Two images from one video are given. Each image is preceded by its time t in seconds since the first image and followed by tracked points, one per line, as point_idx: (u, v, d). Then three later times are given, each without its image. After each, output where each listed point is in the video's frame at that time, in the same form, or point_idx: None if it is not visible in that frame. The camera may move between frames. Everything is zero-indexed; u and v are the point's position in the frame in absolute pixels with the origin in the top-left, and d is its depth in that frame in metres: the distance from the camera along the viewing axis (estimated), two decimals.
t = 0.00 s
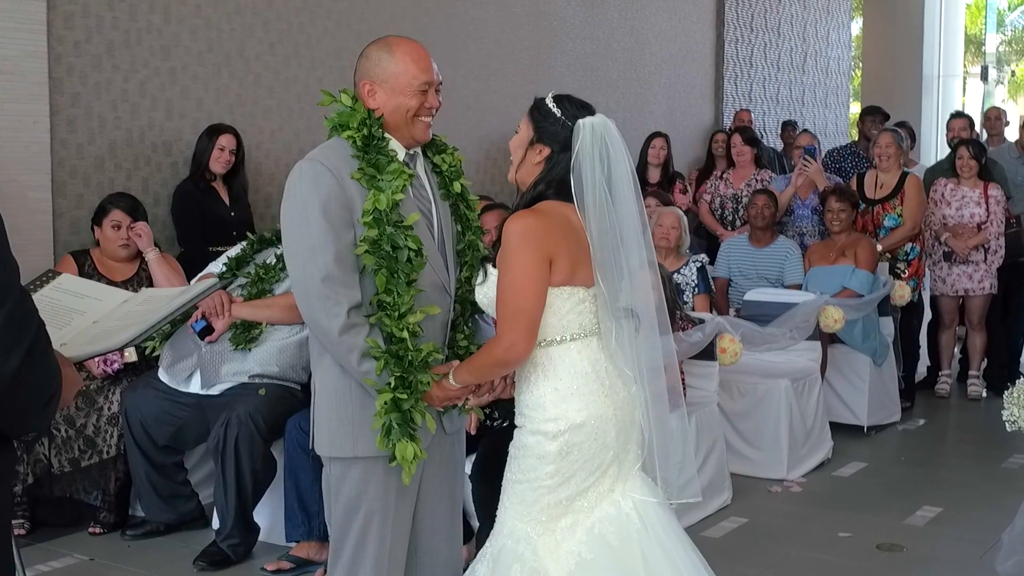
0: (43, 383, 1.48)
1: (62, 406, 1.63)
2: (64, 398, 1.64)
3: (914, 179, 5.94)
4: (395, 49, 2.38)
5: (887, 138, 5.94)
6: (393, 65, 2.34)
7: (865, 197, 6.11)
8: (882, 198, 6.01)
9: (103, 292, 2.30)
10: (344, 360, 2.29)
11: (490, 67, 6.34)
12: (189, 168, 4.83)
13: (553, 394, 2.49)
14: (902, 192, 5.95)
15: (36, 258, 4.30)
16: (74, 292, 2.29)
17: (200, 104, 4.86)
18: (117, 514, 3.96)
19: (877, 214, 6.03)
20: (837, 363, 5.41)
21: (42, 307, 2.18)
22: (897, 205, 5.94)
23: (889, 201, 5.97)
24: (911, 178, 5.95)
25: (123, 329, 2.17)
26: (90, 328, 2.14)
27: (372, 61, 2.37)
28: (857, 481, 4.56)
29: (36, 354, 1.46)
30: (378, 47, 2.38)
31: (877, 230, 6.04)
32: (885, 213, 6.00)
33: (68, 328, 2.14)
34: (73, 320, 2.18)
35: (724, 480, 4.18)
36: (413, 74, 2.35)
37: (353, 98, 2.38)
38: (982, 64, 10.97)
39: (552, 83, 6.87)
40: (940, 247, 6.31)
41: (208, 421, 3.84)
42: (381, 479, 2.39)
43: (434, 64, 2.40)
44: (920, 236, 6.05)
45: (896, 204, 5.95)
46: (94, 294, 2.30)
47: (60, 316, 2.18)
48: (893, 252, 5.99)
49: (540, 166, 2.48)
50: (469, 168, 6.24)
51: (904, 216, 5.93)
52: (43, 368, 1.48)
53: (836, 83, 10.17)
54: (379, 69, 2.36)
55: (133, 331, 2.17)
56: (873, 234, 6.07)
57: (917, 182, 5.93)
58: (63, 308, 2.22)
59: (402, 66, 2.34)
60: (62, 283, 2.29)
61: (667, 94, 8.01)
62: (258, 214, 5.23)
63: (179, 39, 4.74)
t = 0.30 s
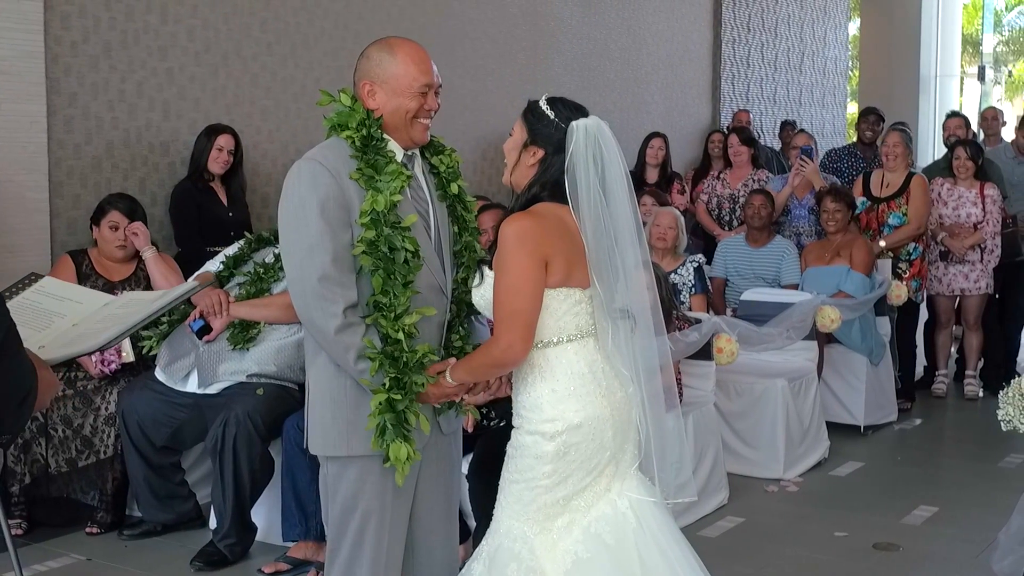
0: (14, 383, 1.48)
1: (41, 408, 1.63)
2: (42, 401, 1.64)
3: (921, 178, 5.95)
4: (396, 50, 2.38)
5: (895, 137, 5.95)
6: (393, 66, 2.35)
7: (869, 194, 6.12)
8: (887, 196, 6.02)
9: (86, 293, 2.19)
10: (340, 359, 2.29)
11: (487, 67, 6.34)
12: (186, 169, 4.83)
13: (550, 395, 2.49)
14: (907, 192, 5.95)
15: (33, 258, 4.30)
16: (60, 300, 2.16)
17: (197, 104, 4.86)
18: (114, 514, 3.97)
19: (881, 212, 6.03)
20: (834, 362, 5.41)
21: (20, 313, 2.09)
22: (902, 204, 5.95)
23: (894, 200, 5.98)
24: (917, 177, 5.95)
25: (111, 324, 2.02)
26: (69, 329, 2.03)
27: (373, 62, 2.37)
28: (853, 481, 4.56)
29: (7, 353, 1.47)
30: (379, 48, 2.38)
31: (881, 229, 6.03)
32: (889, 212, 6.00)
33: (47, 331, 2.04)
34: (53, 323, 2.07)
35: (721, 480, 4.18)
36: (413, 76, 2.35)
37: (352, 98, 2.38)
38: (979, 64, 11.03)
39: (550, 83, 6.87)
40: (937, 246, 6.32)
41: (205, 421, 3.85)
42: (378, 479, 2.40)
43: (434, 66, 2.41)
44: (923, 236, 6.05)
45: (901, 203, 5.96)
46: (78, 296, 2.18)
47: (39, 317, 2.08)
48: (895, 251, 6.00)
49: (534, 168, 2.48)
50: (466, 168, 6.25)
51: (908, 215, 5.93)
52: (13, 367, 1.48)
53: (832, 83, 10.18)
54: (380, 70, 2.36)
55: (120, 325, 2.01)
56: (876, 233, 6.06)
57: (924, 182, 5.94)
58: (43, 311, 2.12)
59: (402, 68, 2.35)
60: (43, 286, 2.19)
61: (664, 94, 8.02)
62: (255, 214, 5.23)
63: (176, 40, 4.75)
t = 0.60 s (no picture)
0: None
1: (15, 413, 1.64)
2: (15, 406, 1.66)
3: (928, 180, 5.94)
4: (396, 53, 2.39)
5: (903, 139, 5.90)
6: (393, 70, 2.36)
7: (874, 197, 6.07)
8: (894, 199, 5.98)
9: (68, 298, 2.20)
10: (339, 361, 2.30)
11: (484, 69, 6.35)
12: (184, 170, 4.84)
13: (547, 396, 2.50)
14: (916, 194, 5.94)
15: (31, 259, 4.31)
16: (40, 300, 2.17)
17: (195, 106, 4.87)
18: (112, 515, 3.98)
19: (888, 215, 6.00)
20: (830, 363, 5.42)
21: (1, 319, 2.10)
22: (910, 206, 5.94)
23: (902, 202, 5.95)
24: (924, 179, 5.94)
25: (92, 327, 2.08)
26: (49, 338, 2.05)
27: (373, 66, 2.38)
28: (850, 481, 4.57)
29: None
30: (379, 51, 2.39)
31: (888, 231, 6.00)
32: (896, 214, 5.97)
33: (27, 338, 2.06)
34: (34, 330, 2.09)
35: (716, 481, 4.20)
36: (412, 80, 2.37)
37: (352, 102, 2.39)
38: (976, 64, 11.05)
39: (547, 84, 6.88)
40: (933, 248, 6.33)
41: (202, 423, 3.83)
42: (375, 481, 2.41)
43: (434, 70, 2.42)
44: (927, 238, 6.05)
45: (909, 205, 5.94)
46: (61, 301, 2.19)
47: (21, 324, 2.09)
48: (902, 253, 6.00)
49: (530, 172, 2.49)
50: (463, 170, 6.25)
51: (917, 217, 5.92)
52: None
53: (830, 84, 10.20)
54: (380, 74, 2.38)
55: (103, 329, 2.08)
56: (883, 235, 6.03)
57: (932, 184, 5.94)
58: (24, 317, 2.13)
59: (402, 71, 2.36)
60: (25, 290, 2.18)
61: (661, 95, 8.03)
62: (253, 216, 5.24)
63: (174, 41, 4.76)
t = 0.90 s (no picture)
0: None
1: None
2: None
3: (919, 177, 5.89)
4: (386, 50, 2.38)
5: (893, 140, 5.88)
6: (383, 66, 2.35)
7: (867, 197, 6.01)
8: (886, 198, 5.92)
9: (40, 293, 2.21)
10: (326, 357, 2.30)
11: (476, 67, 6.35)
12: (174, 168, 4.83)
13: (534, 393, 2.49)
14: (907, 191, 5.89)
15: (21, 257, 4.30)
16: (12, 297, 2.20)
17: (186, 104, 4.87)
18: (101, 513, 3.97)
19: (882, 215, 5.95)
20: (821, 362, 5.42)
21: None
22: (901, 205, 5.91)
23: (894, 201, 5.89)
24: (916, 177, 5.89)
25: (59, 319, 2.09)
26: (19, 331, 2.07)
27: (362, 62, 2.38)
28: (840, 479, 4.57)
29: None
30: (369, 47, 2.39)
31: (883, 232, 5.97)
32: (890, 213, 5.93)
33: None
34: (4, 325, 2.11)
35: (707, 479, 4.19)
36: (402, 77, 2.36)
37: (341, 98, 2.39)
38: (968, 64, 11.08)
39: (539, 83, 6.88)
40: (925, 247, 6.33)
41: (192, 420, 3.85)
42: (360, 477, 2.40)
43: (424, 67, 2.41)
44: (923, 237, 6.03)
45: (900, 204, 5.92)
46: (33, 296, 2.20)
47: None
48: (899, 251, 5.99)
49: (514, 168, 2.48)
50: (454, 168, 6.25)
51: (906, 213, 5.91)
52: None
53: (822, 84, 10.21)
54: (369, 70, 2.37)
55: (67, 321, 2.08)
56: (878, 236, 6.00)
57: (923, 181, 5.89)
58: None
59: (392, 68, 2.35)
60: None
61: (654, 94, 8.03)
62: (244, 213, 5.23)
63: (165, 39, 4.75)
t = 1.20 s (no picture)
0: None
1: None
2: None
3: (908, 176, 5.84)
4: (377, 46, 2.37)
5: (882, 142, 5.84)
6: (373, 64, 2.34)
7: (858, 197, 6.05)
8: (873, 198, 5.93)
9: (21, 286, 2.36)
10: (312, 354, 2.29)
11: (468, 65, 6.35)
12: (165, 166, 4.82)
13: (521, 390, 2.48)
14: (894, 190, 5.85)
15: (11, 255, 4.29)
16: None
17: (177, 102, 4.86)
18: (92, 512, 3.95)
19: (868, 215, 5.97)
20: (814, 361, 5.42)
21: None
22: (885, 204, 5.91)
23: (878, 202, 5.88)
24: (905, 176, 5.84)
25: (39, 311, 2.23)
26: None
27: (353, 58, 2.36)
28: (833, 477, 4.57)
29: None
30: (359, 43, 2.37)
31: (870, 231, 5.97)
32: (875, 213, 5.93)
33: None
34: None
35: (699, 478, 4.18)
36: (393, 75, 2.35)
37: (331, 93, 2.36)
38: (962, 64, 11.09)
39: (532, 81, 6.88)
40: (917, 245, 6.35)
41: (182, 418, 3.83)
42: (347, 474, 2.39)
43: (414, 65, 2.40)
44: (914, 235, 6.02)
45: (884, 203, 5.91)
46: (14, 289, 2.35)
47: None
48: (888, 249, 5.98)
49: (500, 164, 2.48)
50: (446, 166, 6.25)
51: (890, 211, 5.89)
52: None
53: (816, 83, 10.21)
54: (359, 66, 2.35)
55: (44, 313, 2.21)
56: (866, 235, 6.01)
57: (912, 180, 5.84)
58: None
59: (383, 66, 2.34)
60: None
61: (647, 93, 8.03)
62: (235, 211, 5.23)
63: (155, 37, 4.75)
